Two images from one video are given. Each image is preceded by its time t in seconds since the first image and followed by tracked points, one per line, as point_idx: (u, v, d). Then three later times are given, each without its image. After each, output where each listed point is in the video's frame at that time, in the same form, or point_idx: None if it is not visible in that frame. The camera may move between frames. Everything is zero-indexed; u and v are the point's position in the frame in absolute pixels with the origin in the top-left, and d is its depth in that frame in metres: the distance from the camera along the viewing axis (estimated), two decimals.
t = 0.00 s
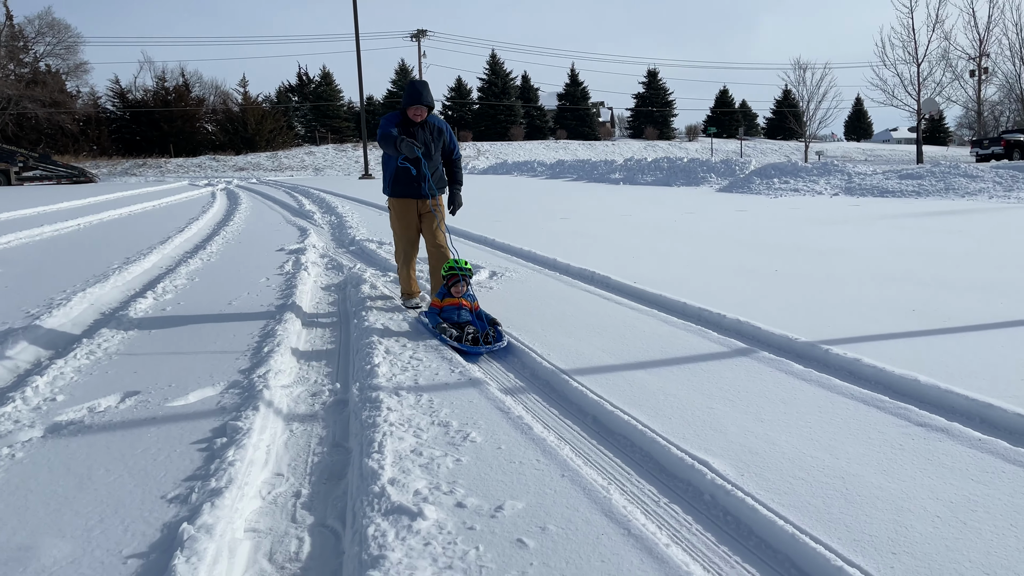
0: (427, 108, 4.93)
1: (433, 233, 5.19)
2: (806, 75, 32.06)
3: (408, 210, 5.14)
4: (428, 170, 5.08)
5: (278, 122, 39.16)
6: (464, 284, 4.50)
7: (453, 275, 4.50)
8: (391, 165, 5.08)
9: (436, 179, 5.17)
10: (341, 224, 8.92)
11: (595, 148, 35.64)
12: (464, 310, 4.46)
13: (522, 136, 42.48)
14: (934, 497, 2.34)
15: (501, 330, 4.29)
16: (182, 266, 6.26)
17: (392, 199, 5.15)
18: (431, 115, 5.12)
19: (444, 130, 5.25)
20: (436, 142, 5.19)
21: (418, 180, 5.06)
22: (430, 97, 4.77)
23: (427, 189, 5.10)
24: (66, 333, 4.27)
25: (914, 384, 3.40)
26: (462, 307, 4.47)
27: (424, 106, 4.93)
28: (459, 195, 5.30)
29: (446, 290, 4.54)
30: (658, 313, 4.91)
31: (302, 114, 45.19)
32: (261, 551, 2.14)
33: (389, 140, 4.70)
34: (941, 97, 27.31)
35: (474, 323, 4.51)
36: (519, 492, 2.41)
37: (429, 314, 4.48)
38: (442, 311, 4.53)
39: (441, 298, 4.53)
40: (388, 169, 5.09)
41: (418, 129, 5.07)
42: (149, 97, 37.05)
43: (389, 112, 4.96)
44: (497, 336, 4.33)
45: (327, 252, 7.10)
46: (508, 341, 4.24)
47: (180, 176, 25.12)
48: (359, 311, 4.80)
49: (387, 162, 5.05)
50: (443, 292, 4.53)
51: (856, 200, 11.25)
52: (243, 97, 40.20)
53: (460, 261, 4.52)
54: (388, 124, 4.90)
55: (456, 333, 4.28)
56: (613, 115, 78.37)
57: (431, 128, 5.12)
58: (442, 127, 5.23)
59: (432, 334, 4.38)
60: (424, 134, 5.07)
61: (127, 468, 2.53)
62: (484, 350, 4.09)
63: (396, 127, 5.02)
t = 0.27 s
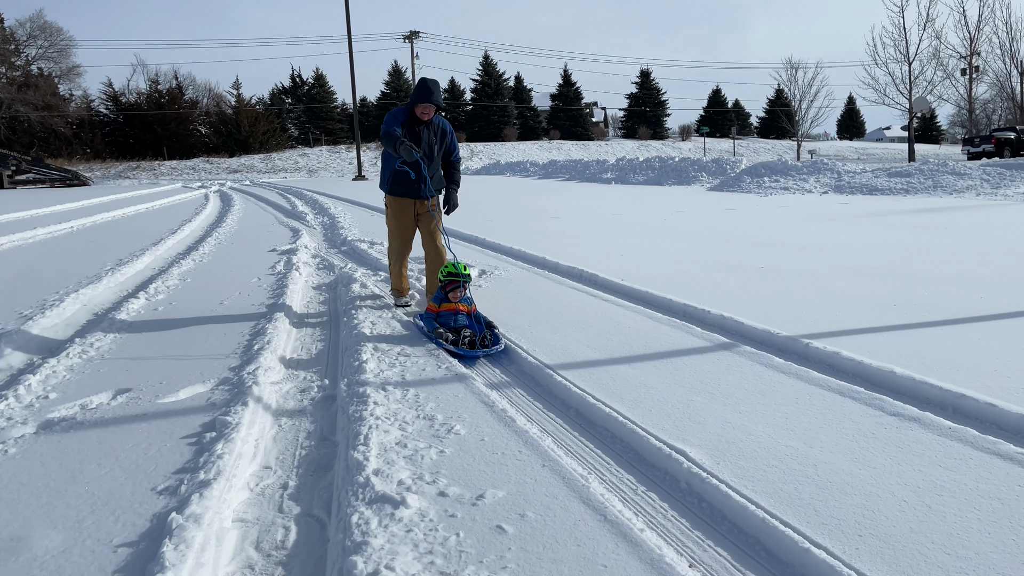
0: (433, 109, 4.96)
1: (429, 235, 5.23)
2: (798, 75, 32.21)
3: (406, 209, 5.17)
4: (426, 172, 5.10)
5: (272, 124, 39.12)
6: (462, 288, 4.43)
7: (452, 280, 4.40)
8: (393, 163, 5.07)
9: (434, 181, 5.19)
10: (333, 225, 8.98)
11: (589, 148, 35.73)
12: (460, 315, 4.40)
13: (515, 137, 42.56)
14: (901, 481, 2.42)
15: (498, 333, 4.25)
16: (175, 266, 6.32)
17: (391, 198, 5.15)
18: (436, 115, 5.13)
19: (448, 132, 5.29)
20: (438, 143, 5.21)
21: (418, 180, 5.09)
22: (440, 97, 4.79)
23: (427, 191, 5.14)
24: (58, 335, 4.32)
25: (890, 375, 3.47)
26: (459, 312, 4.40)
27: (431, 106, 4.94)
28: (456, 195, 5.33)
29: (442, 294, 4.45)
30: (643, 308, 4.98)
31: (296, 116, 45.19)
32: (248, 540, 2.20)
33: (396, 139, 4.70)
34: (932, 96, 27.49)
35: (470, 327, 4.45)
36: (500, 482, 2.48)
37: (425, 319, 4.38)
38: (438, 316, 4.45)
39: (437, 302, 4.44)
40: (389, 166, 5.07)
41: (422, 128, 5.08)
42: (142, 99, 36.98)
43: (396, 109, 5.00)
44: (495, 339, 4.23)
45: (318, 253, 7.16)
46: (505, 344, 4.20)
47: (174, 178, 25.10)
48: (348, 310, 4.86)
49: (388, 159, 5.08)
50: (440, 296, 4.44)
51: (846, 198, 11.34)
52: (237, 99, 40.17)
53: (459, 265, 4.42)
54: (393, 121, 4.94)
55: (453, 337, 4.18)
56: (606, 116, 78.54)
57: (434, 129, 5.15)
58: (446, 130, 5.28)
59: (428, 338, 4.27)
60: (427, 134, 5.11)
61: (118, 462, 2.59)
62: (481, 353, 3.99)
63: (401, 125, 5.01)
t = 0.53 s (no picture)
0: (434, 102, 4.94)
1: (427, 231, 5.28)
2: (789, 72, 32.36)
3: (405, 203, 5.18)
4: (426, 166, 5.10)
5: (265, 124, 39.10)
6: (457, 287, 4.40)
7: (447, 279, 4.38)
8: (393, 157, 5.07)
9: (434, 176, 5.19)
10: (324, 223, 9.05)
11: (582, 146, 35.81)
12: (455, 314, 4.38)
13: (509, 135, 42.62)
14: (864, 459, 2.51)
15: (493, 333, 4.23)
16: (166, 265, 6.38)
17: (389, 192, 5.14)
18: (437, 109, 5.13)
19: (449, 126, 5.28)
20: (438, 137, 5.21)
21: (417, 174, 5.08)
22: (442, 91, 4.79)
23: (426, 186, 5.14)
24: (50, 332, 4.38)
25: (862, 361, 3.56)
26: (453, 311, 4.38)
27: (432, 100, 4.93)
28: (456, 190, 5.33)
29: (437, 294, 4.40)
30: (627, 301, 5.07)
31: (289, 116, 45.18)
32: (234, 522, 2.28)
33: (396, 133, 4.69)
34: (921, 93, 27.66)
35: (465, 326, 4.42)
36: (480, 464, 2.56)
37: (420, 319, 4.33)
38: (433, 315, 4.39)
39: (431, 302, 4.38)
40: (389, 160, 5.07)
41: (424, 122, 5.07)
42: (134, 101, 36.92)
43: (397, 102, 4.99)
44: (490, 338, 4.22)
45: (309, 251, 7.23)
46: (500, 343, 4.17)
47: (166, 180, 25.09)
48: (337, 305, 4.94)
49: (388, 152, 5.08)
50: (434, 296, 4.38)
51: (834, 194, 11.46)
52: (230, 100, 40.14)
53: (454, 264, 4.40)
54: (394, 114, 4.94)
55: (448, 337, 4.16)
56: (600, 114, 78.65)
57: (435, 123, 5.14)
58: (447, 123, 5.27)
59: (422, 338, 4.23)
60: (428, 128, 5.10)
61: (108, 450, 2.66)
62: (476, 353, 3.96)
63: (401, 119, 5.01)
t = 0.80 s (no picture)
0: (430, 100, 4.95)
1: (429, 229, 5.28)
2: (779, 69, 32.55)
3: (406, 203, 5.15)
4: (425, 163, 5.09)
5: (257, 123, 39.03)
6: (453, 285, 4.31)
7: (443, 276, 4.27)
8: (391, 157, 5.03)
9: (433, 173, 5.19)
10: (314, 221, 9.13)
11: (574, 144, 35.89)
12: (451, 313, 4.30)
13: (501, 134, 42.68)
14: (828, 438, 2.63)
15: (489, 331, 4.16)
16: (157, 262, 6.46)
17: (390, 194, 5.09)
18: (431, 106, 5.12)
19: (445, 124, 5.30)
20: (434, 134, 5.21)
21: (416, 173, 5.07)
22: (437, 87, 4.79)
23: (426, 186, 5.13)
24: (41, 327, 4.46)
25: (834, 348, 3.67)
26: (449, 309, 4.29)
27: (427, 97, 4.94)
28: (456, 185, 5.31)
29: (432, 292, 4.30)
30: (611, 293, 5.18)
31: (281, 115, 45.12)
32: (222, 503, 2.37)
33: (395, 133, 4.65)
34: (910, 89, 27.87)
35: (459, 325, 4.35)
36: (460, 447, 2.66)
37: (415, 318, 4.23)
38: (427, 314, 4.30)
39: (426, 300, 4.30)
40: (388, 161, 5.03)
41: (420, 121, 5.08)
42: (125, 101, 36.81)
43: (393, 102, 5.00)
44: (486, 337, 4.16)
45: (299, 248, 7.32)
46: (496, 341, 4.11)
47: (158, 179, 25.06)
48: (325, 300, 5.04)
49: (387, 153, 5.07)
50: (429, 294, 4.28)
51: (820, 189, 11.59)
52: (221, 99, 40.05)
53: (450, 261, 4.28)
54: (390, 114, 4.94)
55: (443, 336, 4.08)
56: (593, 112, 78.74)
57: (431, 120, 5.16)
58: (443, 121, 5.29)
59: (417, 338, 4.15)
60: (424, 126, 5.11)
61: (100, 438, 2.75)
62: (472, 352, 3.93)
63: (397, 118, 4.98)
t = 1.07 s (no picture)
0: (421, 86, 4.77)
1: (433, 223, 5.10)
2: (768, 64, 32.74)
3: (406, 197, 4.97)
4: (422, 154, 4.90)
5: (247, 119, 38.94)
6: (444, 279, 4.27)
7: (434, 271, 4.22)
8: (387, 151, 4.87)
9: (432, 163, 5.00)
10: (303, 215, 9.21)
11: (565, 139, 35.99)
12: (442, 307, 4.29)
13: (493, 129, 42.73)
14: (787, 415, 2.76)
15: (480, 326, 4.14)
16: (146, 256, 6.54)
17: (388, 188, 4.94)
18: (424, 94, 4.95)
19: (439, 112, 5.13)
20: (429, 124, 5.04)
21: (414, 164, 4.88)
22: (427, 74, 4.62)
23: (426, 178, 4.94)
24: (32, 318, 4.54)
25: (802, 334, 3.80)
26: (440, 304, 4.28)
27: (418, 84, 4.75)
28: (456, 177, 5.24)
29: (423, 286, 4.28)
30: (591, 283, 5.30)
31: (272, 111, 45.00)
32: (207, 479, 2.48)
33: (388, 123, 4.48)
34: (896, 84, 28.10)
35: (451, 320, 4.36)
36: (436, 426, 2.78)
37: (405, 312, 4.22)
38: (418, 310, 4.31)
39: (416, 295, 4.27)
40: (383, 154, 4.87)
41: (413, 110, 4.90)
42: (113, 97, 36.63)
43: (383, 93, 4.82)
44: (477, 332, 4.12)
45: (287, 241, 7.41)
46: (487, 337, 4.09)
47: (147, 175, 25.00)
48: (311, 291, 5.14)
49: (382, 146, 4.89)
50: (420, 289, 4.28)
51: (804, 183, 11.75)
52: (211, 95, 39.91)
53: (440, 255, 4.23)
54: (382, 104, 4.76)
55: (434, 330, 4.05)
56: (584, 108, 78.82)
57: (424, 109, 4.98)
58: (436, 110, 5.12)
59: (408, 333, 4.12)
60: (418, 114, 4.93)
61: (90, 420, 2.85)
62: (462, 347, 3.90)
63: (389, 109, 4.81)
